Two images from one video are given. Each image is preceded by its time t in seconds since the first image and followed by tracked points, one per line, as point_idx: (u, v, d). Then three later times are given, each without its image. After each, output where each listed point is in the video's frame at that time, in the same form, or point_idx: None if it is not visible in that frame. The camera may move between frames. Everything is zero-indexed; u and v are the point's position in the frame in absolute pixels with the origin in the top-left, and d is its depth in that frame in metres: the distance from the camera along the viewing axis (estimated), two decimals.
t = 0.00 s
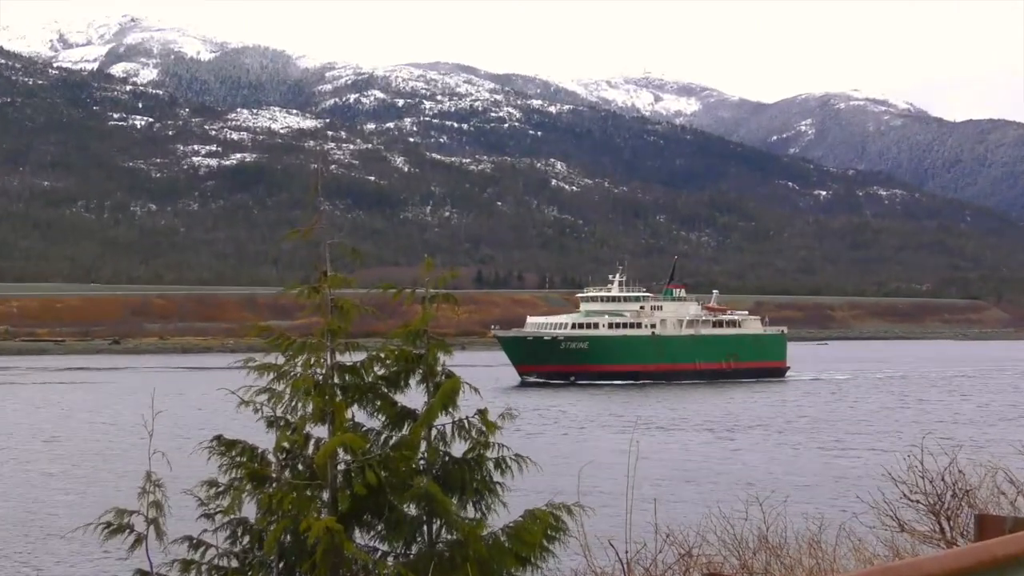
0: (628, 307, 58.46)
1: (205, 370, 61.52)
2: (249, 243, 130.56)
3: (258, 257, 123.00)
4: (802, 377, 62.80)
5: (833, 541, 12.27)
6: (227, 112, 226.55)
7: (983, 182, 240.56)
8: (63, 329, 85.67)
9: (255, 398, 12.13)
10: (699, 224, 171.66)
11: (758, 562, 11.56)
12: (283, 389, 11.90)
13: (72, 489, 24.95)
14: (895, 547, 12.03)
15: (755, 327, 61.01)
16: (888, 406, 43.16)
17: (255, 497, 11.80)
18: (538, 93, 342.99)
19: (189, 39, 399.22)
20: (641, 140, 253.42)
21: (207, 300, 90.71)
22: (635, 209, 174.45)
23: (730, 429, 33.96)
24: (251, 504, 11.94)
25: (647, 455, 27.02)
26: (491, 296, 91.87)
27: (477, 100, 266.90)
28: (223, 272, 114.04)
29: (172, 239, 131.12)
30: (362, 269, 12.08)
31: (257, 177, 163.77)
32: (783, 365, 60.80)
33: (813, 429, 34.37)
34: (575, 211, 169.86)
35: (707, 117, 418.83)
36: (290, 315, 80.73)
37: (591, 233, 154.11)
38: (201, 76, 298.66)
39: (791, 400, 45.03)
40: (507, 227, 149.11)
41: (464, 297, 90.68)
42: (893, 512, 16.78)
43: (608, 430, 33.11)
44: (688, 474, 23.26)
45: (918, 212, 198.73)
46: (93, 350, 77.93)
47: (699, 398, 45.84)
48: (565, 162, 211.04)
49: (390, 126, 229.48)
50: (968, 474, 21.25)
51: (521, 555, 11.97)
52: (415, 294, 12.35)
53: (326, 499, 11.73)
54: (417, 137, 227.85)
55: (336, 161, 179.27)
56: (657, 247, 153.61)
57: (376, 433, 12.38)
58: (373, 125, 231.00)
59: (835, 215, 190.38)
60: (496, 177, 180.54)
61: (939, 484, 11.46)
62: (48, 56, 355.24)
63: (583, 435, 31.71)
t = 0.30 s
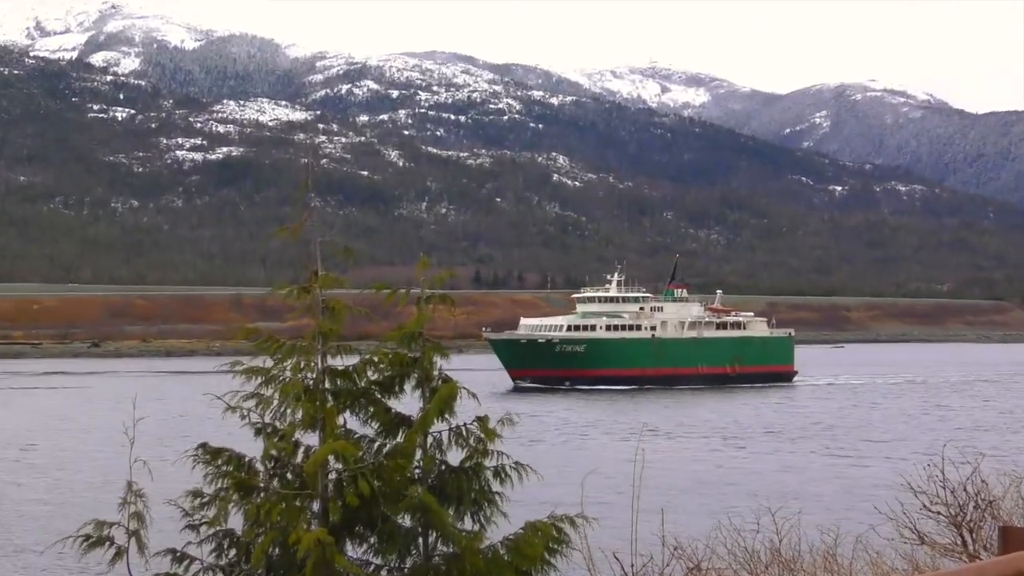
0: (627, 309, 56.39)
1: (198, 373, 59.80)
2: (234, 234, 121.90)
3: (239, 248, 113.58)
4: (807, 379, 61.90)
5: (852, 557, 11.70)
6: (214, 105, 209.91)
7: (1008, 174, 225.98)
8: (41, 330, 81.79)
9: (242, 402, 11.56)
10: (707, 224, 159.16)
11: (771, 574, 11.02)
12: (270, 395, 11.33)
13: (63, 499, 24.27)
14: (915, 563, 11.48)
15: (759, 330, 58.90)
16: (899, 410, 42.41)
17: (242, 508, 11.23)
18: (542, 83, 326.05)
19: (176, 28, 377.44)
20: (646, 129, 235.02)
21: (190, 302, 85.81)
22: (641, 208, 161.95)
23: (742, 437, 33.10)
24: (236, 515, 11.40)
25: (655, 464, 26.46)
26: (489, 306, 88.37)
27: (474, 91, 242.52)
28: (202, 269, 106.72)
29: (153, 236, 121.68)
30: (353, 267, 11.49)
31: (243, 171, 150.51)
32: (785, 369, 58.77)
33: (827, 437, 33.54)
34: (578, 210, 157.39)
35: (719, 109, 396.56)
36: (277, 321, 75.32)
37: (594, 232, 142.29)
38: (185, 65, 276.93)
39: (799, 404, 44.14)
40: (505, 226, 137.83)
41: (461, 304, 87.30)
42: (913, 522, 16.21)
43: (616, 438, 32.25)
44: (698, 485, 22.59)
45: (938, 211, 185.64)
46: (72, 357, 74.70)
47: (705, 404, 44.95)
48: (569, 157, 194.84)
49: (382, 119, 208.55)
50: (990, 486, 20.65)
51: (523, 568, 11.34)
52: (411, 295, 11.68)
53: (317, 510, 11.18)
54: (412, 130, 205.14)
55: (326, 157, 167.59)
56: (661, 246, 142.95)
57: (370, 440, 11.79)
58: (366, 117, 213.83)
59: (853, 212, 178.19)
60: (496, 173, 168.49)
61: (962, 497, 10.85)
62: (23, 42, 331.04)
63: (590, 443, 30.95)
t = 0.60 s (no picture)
0: (628, 311, 49.65)
1: (183, 373, 56.63)
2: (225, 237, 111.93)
3: (231, 255, 103.81)
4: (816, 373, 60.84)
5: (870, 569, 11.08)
6: (203, 95, 195.16)
7: None
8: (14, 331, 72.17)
9: (232, 408, 11.04)
10: (719, 219, 145.79)
11: None
12: (262, 399, 10.84)
13: (28, 516, 22.75)
14: None
15: (767, 333, 51.86)
16: (916, 408, 40.54)
17: (231, 518, 10.73)
18: (546, 73, 311.10)
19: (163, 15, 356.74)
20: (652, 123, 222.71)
21: (177, 301, 75.74)
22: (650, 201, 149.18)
23: (755, 440, 31.01)
24: (228, 526, 10.90)
25: (663, 472, 24.82)
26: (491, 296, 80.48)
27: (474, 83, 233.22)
28: (193, 271, 96.58)
29: (141, 235, 111.01)
30: (350, 266, 10.97)
31: (234, 168, 141.76)
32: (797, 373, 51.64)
33: (844, 439, 31.45)
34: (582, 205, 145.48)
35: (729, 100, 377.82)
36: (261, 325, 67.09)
37: (598, 228, 131.97)
38: (171, 55, 258.17)
39: (807, 402, 42.82)
40: (507, 224, 127.30)
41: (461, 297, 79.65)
42: (935, 533, 15.38)
43: (620, 439, 30.12)
44: (706, 496, 21.53)
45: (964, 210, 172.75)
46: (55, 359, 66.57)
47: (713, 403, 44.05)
48: (572, 150, 182.82)
49: (374, 112, 193.43)
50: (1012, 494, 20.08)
51: None
52: (409, 293, 11.04)
53: (310, 519, 10.68)
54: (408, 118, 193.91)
55: (320, 150, 156.04)
56: (673, 243, 130.77)
57: (365, 447, 11.28)
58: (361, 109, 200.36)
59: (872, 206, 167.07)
60: (496, 166, 158.49)
61: (987, 507, 10.26)
62: None
63: (594, 444, 28.91)
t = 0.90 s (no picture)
0: (629, 311, 46.41)
1: (166, 375, 54.66)
2: (210, 235, 103.63)
3: (216, 252, 95.20)
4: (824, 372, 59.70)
5: None
6: (186, 83, 182.89)
7: None
8: None
9: (217, 416, 10.42)
10: (732, 215, 137.25)
11: None
12: (249, 405, 10.26)
13: (9, 529, 21.83)
14: None
15: (776, 333, 48.56)
16: (929, 412, 39.45)
17: (218, 531, 10.14)
18: (549, 60, 297.84)
19: None
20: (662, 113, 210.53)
21: (158, 301, 70.36)
22: (659, 197, 140.48)
23: (767, 447, 29.77)
24: (214, 537, 10.33)
25: (671, 483, 23.94)
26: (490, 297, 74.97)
27: (474, 70, 219.31)
28: (176, 271, 89.42)
29: (121, 232, 102.10)
30: (342, 263, 10.35)
31: (219, 160, 130.92)
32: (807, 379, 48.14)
33: (861, 447, 30.20)
34: (586, 202, 136.15)
35: (743, 87, 361.21)
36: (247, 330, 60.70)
37: (604, 225, 122.96)
38: (153, 41, 242.07)
39: (815, 406, 41.91)
40: (509, 222, 118.48)
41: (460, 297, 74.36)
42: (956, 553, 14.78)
43: (626, 447, 28.88)
44: (717, 510, 20.85)
45: (991, 205, 163.54)
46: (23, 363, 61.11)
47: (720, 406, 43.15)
48: (576, 141, 172.19)
49: (371, 101, 187.12)
50: None
51: None
52: (405, 292, 10.42)
53: (301, 531, 10.12)
54: (405, 113, 184.05)
55: (311, 143, 145.90)
56: (683, 240, 122.48)
57: (360, 457, 10.68)
58: (353, 100, 189.81)
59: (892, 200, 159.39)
60: (496, 161, 148.64)
61: (1014, 520, 9.53)
62: None
63: (599, 453, 27.74)
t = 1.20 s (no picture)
0: (632, 316, 41.00)
1: (150, 379, 52.48)
2: (193, 234, 94.13)
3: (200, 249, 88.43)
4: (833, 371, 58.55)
5: None
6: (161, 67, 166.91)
7: None
8: None
9: (201, 426, 9.78)
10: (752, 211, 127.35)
11: None
12: (235, 415, 9.63)
13: None
14: None
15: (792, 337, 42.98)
16: (952, 417, 37.64)
17: (203, 549, 9.51)
18: (555, 47, 281.86)
19: None
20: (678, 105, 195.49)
21: (140, 303, 63.54)
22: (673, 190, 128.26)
23: (790, 458, 27.81)
24: (196, 557, 9.68)
25: (684, 497, 22.70)
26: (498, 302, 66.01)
27: (475, 57, 207.59)
28: (157, 272, 81.11)
29: (97, 230, 93.53)
30: (335, 265, 9.71)
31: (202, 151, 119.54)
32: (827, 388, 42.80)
33: (889, 457, 28.23)
34: (595, 196, 123.19)
35: (762, 78, 341.82)
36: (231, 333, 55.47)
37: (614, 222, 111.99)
38: (129, 23, 222.51)
39: (832, 408, 40.29)
40: (511, 221, 107.54)
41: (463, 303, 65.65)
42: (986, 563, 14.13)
43: (640, 456, 26.88)
44: (738, 532, 19.57)
45: None
46: None
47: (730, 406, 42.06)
48: (584, 133, 159.62)
49: (366, 90, 178.15)
50: None
51: None
52: (400, 296, 9.77)
53: (293, 550, 9.48)
54: (400, 104, 175.91)
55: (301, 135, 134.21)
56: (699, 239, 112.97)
57: (352, 471, 10.03)
58: (345, 90, 176.97)
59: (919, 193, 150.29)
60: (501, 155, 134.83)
61: None
62: None
63: (611, 463, 25.81)
